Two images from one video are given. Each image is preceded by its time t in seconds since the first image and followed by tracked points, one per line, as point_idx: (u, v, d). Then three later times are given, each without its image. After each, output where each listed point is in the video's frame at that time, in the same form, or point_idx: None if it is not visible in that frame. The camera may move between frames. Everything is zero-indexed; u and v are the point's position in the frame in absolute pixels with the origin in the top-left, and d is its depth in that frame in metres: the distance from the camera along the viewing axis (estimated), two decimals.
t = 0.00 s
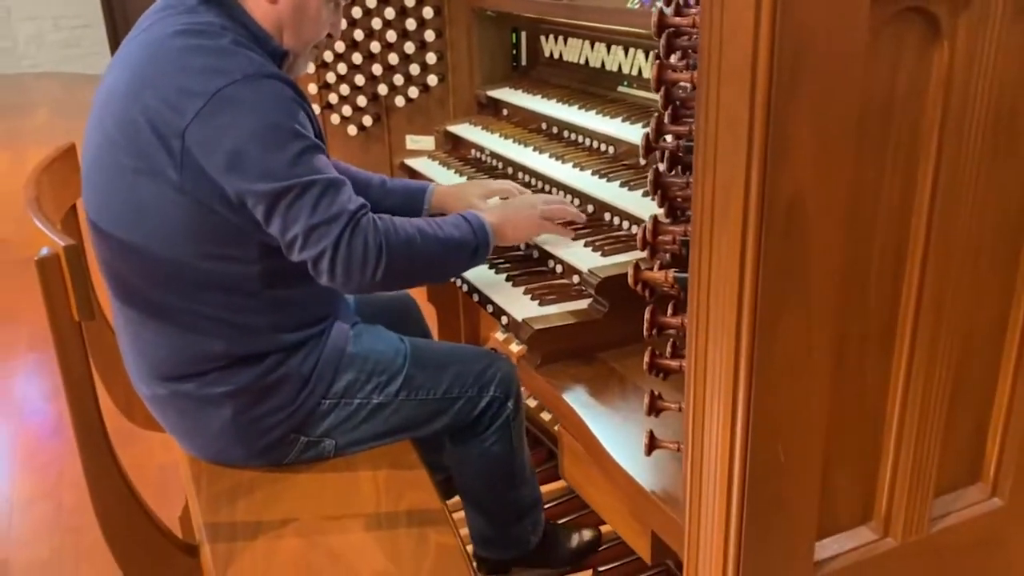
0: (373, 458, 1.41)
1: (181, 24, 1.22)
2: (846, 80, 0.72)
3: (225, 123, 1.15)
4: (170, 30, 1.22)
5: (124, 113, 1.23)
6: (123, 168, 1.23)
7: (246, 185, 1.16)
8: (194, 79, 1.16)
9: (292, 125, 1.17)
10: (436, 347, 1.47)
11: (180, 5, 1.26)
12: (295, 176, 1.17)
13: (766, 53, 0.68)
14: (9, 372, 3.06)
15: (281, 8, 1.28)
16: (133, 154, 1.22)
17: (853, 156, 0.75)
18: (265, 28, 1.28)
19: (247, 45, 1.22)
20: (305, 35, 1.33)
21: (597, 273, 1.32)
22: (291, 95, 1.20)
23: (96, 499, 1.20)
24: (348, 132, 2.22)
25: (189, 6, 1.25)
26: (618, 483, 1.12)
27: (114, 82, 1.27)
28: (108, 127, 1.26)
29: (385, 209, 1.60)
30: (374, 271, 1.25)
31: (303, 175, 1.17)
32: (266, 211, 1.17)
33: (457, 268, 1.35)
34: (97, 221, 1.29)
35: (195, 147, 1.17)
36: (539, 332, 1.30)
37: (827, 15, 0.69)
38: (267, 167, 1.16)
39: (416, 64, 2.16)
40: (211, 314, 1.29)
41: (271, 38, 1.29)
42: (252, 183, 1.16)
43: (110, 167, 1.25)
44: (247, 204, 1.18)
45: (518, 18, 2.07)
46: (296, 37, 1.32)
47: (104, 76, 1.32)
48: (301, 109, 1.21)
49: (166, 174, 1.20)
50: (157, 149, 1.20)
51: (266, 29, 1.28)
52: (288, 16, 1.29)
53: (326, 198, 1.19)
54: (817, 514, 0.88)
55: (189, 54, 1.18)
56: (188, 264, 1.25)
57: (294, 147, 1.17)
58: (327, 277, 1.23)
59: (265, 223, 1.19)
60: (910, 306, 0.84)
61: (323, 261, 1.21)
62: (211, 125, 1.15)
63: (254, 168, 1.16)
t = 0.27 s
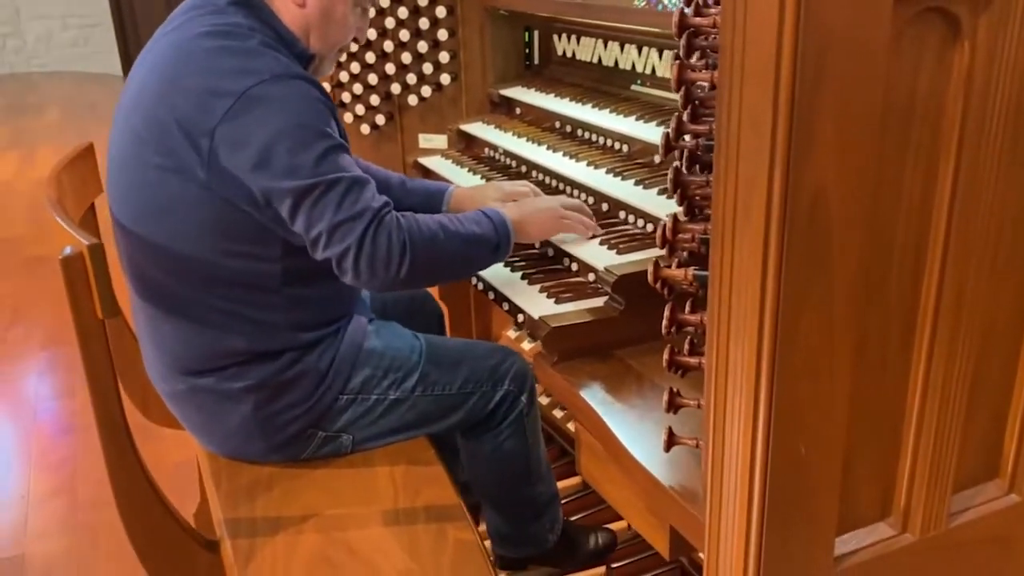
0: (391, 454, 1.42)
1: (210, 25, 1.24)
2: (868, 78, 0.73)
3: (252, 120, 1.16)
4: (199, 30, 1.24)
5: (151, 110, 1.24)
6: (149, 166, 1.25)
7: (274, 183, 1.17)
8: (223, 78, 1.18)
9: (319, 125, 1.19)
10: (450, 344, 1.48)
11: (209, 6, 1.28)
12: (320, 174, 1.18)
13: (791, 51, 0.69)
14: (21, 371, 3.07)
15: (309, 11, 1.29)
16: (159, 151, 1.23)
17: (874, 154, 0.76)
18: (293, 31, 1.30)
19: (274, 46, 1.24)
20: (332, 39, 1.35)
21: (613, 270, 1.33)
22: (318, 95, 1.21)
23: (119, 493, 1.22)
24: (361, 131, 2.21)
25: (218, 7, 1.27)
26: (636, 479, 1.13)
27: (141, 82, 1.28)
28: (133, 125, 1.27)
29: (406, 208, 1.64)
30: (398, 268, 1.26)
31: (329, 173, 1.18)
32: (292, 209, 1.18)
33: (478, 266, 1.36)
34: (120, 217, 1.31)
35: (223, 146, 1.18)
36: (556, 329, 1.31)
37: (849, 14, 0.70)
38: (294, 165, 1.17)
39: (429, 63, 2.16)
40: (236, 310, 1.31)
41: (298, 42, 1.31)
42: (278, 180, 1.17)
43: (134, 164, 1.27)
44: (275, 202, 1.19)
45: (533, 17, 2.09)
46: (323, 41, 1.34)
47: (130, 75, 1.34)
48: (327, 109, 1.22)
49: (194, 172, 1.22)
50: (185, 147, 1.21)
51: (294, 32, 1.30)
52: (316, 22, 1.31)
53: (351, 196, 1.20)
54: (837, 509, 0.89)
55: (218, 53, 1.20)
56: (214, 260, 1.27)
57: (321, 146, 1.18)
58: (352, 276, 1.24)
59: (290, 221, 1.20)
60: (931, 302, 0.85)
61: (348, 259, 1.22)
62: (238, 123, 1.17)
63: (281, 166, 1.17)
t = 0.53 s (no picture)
0: (413, 449, 1.44)
1: (231, 24, 1.25)
2: (901, 72, 0.75)
3: (270, 119, 1.18)
4: (220, 30, 1.25)
5: (172, 110, 1.25)
6: (171, 165, 1.26)
7: (290, 182, 1.18)
8: (241, 77, 1.19)
9: (335, 124, 1.20)
10: (470, 344, 1.50)
11: (230, 6, 1.29)
12: (336, 172, 1.19)
13: (829, 48, 0.71)
14: (31, 372, 3.08)
15: (328, 10, 1.30)
16: (179, 150, 1.25)
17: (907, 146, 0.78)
18: (312, 29, 1.31)
19: (293, 45, 1.25)
20: (352, 36, 1.35)
21: (634, 265, 1.34)
22: (334, 93, 1.22)
23: (150, 487, 1.23)
24: (374, 130, 2.25)
25: (239, 7, 1.29)
26: (662, 468, 1.15)
27: (163, 81, 1.29)
28: (156, 124, 1.29)
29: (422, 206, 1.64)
30: (412, 267, 1.27)
31: (344, 172, 1.19)
32: (308, 207, 1.19)
33: (488, 263, 1.37)
34: (144, 215, 1.32)
35: (241, 144, 1.19)
36: (579, 324, 1.33)
37: (886, 9, 0.71)
38: (309, 163, 1.18)
39: (442, 63, 2.19)
40: (253, 307, 1.32)
41: (318, 40, 1.32)
42: (295, 179, 1.18)
43: (157, 163, 1.28)
44: (290, 200, 1.20)
45: (543, 17, 2.09)
46: (343, 39, 1.35)
47: (153, 74, 1.35)
48: (343, 108, 1.23)
49: (212, 170, 1.23)
50: (204, 145, 1.22)
51: (313, 30, 1.31)
52: (335, 21, 1.32)
53: (366, 194, 1.21)
54: (865, 495, 0.91)
55: (237, 53, 1.21)
56: (231, 257, 1.27)
57: (337, 145, 1.19)
58: (366, 274, 1.24)
59: (306, 219, 1.21)
60: (957, 291, 0.87)
61: (362, 257, 1.22)
62: (256, 121, 1.18)
63: (297, 164, 1.18)
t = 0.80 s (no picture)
0: (432, 442, 1.45)
1: (244, 27, 1.26)
2: (922, 65, 0.78)
3: (292, 119, 1.20)
4: (233, 33, 1.26)
5: (190, 113, 1.26)
6: (191, 167, 1.27)
7: (316, 178, 1.20)
8: (260, 78, 1.21)
9: (355, 120, 1.22)
10: (485, 335, 1.52)
11: (240, 9, 1.30)
12: (363, 165, 1.22)
13: (854, 46, 0.74)
14: (36, 375, 3.08)
15: (337, 8, 1.32)
16: (199, 152, 1.26)
17: (928, 137, 0.81)
18: (320, 28, 1.33)
19: (306, 46, 1.27)
20: (360, 32, 1.37)
21: (649, 260, 1.37)
22: (350, 90, 1.24)
23: (178, 480, 1.25)
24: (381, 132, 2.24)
25: (250, 10, 1.30)
26: (681, 455, 1.18)
27: (178, 86, 1.30)
28: (172, 127, 1.30)
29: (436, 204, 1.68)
30: (445, 253, 1.31)
31: (370, 166, 1.22)
32: (337, 201, 1.22)
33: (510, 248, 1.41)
34: (165, 217, 1.34)
35: (263, 144, 1.21)
36: (596, 317, 1.36)
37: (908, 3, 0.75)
38: (336, 158, 1.20)
39: (450, 64, 2.20)
40: (279, 305, 1.33)
41: (327, 39, 1.34)
42: (322, 175, 1.20)
43: (175, 165, 1.29)
44: (316, 197, 1.22)
45: (551, 18, 2.13)
46: (351, 37, 1.36)
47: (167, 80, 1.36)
48: (361, 104, 1.25)
49: (232, 171, 1.24)
50: (224, 148, 1.23)
51: (321, 29, 1.33)
52: (343, 19, 1.34)
53: (395, 185, 1.24)
54: (886, 476, 0.94)
55: (254, 55, 1.23)
56: (256, 256, 1.29)
57: (359, 140, 1.22)
58: (403, 262, 1.27)
59: (334, 215, 1.23)
60: (974, 277, 0.90)
61: (399, 246, 1.26)
62: (279, 121, 1.20)
63: (323, 161, 1.20)
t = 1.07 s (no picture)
0: (436, 447, 1.44)
1: (232, 33, 1.27)
2: (914, 79, 0.81)
3: (285, 118, 1.21)
4: (223, 39, 1.27)
5: (184, 118, 1.27)
6: (187, 172, 1.27)
7: (309, 173, 1.22)
8: (251, 80, 1.22)
9: (344, 116, 1.24)
10: (496, 348, 1.47)
11: (226, 18, 1.31)
12: (355, 158, 1.23)
13: (850, 58, 0.78)
14: (32, 383, 3.08)
15: (320, 12, 1.31)
16: (194, 156, 1.26)
17: (920, 147, 0.85)
18: (305, 33, 1.32)
19: (294, 48, 1.28)
20: (345, 36, 1.36)
21: (647, 265, 1.40)
22: (336, 88, 1.26)
23: (187, 483, 1.27)
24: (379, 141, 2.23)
25: (235, 17, 1.30)
26: (682, 455, 1.21)
27: (172, 95, 1.31)
28: (168, 135, 1.30)
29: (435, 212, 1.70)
30: (437, 243, 1.33)
31: (361, 159, 1.24)
32: (331, 194, 1.23)
33: (501, 248, 1.42)
34: (166, 223, 1.34)
35: (255, 143, 1.22)
36: (596, 322, 1.39)
37: (902, 19, 0.78)
38: (328, 152, 1.22)
39: (448, 74, 2.21)
40: (276, 307, 1.32)
41: (312, 44, 1.33)
42: (315, 170, 1.22)
43: (172, 171, 1.30)
44: (310, 191, 1.23)
45: (547, 29, 2.17)
46: (336, 41, 1.35)
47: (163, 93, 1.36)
48: (348, 100, 1.28)
49: (225, 172, 1.24)
50: (217, 150, 1.24)
51: (306, 35, 1.32)
52: (326, 23, 1.33)
53: (387, 178, 1.26)
54: (882, 471, 0.97)
55: (244, 58, 1.24)
56: (254, 260, 1.28)
57: (350, 135, 1.24)
58: (396, 253, 1.30)
59: (328, 209, 1.24)
60: (964, 278, 0.93)
61: (393, 237, 1.28)
62: (272, 120, 1.21)
63: (315, 156, 1.22)
